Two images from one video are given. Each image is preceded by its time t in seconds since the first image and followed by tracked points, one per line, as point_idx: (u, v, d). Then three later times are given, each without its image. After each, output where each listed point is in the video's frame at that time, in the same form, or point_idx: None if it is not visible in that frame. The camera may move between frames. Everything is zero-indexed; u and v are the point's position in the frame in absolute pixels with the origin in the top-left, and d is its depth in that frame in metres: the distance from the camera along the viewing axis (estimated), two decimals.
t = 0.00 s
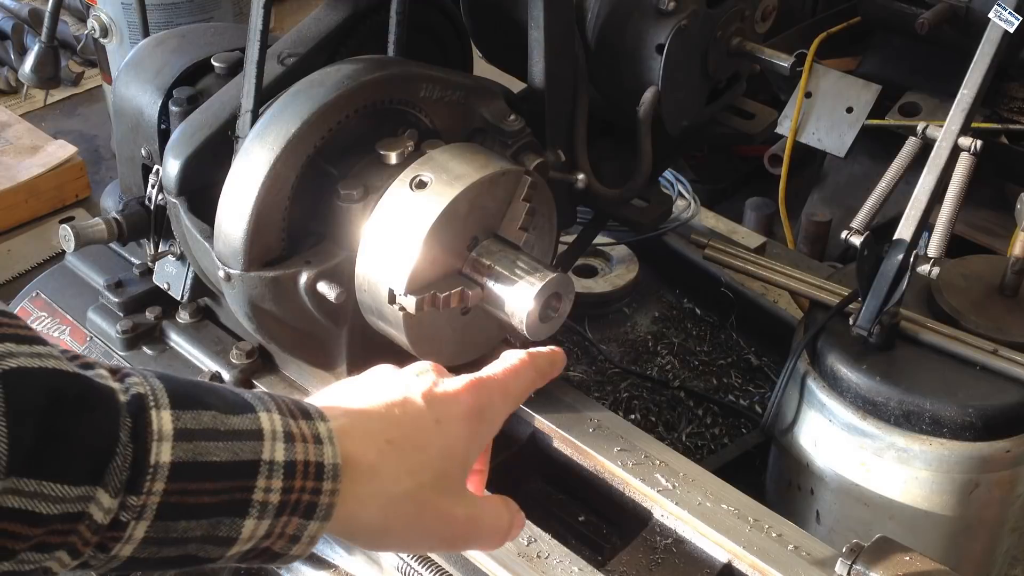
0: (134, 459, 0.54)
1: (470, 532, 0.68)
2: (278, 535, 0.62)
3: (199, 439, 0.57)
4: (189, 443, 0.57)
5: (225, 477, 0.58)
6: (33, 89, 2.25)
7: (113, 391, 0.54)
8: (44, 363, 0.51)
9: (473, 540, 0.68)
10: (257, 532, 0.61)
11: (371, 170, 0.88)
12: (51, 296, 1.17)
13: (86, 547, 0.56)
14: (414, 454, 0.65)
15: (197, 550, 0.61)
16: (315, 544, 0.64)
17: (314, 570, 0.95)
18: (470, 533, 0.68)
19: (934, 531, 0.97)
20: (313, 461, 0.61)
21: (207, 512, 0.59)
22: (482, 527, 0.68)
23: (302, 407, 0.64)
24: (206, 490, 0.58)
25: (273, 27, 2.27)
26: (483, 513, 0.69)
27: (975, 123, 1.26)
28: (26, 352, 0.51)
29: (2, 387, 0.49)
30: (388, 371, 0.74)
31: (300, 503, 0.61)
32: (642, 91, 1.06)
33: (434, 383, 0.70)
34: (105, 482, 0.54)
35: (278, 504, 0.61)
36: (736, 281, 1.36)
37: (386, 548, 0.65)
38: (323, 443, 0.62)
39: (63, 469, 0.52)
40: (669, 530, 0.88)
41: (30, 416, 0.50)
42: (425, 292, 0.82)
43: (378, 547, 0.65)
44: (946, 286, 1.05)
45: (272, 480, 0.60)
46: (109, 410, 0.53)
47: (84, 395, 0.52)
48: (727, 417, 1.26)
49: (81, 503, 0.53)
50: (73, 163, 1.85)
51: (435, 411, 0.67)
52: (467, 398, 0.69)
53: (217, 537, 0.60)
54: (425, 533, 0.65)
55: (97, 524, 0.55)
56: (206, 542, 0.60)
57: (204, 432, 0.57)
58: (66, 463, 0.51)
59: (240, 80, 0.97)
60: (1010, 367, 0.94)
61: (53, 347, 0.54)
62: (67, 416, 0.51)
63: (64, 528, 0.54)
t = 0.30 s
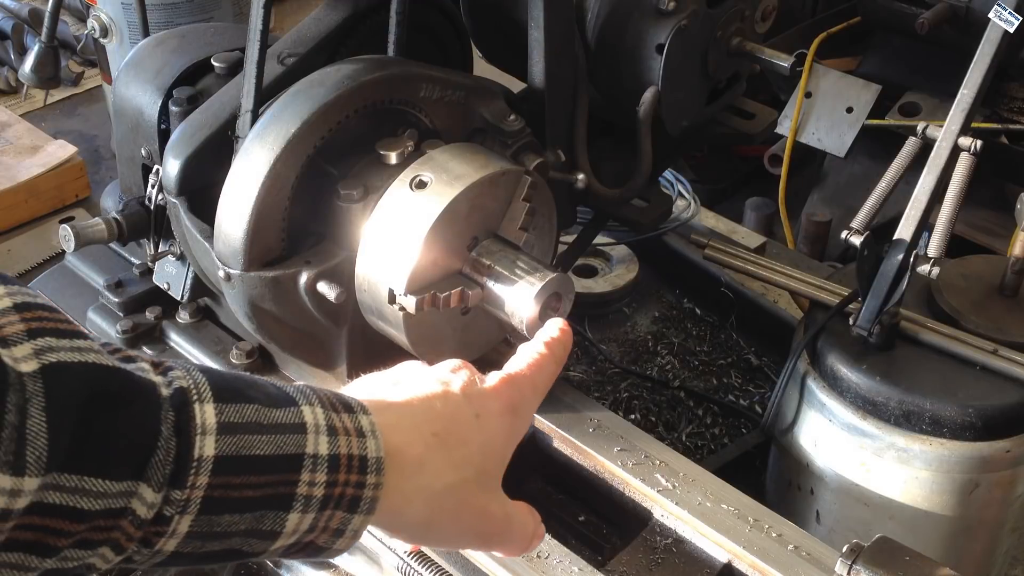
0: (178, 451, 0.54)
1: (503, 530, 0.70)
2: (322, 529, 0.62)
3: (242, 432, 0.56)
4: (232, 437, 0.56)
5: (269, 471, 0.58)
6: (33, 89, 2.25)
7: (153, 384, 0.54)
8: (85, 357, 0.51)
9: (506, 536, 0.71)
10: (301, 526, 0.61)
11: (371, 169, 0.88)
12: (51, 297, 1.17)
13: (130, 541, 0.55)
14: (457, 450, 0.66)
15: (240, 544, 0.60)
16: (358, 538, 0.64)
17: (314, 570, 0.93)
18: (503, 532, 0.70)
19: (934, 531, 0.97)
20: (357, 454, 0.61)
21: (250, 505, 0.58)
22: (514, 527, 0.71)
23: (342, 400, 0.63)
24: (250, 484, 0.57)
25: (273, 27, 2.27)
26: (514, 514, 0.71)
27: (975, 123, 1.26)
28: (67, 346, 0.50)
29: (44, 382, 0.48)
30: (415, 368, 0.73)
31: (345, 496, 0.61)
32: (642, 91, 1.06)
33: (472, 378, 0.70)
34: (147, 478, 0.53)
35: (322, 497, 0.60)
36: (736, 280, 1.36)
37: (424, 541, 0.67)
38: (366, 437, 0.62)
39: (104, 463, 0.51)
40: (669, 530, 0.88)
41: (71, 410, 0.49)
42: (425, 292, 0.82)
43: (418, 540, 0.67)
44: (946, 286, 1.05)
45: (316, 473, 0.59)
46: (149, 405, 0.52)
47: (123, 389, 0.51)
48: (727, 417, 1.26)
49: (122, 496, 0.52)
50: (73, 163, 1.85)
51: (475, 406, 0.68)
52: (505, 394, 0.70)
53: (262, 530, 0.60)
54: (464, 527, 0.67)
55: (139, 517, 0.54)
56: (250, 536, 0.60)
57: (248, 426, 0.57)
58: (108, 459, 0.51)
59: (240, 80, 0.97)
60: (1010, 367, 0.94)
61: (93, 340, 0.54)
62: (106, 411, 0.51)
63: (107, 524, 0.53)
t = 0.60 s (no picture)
0: (191, 445, 0.53)
1: (514, 528, 0.70)
2: (332, 525, 0.62)
3: (254, 427, 0.56)
4: (244, 432, 0.56)
5: (281, 467, 0.57)
6: (33, 89, 2.26)
7: (167, 378, 0.53)
8: (100, 351, 0.50)
9: (518, 534, 0.71)
10: (311, 522, 0.61)
11: (371, 169, 0.88)
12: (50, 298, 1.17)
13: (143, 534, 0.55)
14: (466, 449, 0.67)
15: (250, 539, 0.60)
16: (368, 534, 0.64)
17: (314, 570, 0.93)
18: (514, 529, 0.71)
19: (934, 531, 0.97)
20: (368, 450, 0.61)
21: (262, 500, 0.58)
22: (525, 525, 0.71)
23: (354, 397, 0.63)
24: (262, 480, 0.57)
25: (273, 27, 2.27)
26: (526, 511, 0.71)
27: (975, 123, 1.26)
28: (81, 340, 0.50)
29: (59, 376, 0.48)
30: (425, 367, 0.73)
31: (355, 494, 0.61)
32: (642, 91, 1.06)
33: (481, 380, 0.71)
34: (160, 472, 0.52)
35: (332, 493, 0.60)
36: (736, 281, 1.36)
37: (435, 539, 0.67)
38: (378, 433, 0.62)
39: (118, 458, 0.50)
40: (669, 530, 0.88)
41: (86, 404, 0.48)
42: (424, 292, 0.82)
43: (428, 538, 0.67)
44: (946, 286, 1.05)
45: (327, 469, 0.59)
46: (163, 399, 0.52)
47: (137, 383, 0.51)
48: (727, 417, 1.26)
49: (136, 490, 0.52)
50: (73, 163, 1.85)
51: (484, 407, 0.69)
52: (514, 396, 0.71)
53: (272, 526, 0.60)
54: (474, 526, 0.67)
55: (152, 511, 0.54)
56: (260, 530, 0.60)
57: (260, 421, 0.57)
58: (121, 453, 0.50)
59: (240, 80, 0.97)
60: (1010, 367, 0.94)
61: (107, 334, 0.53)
62: (119, 405, 0.50)
63: (119, 517, 0.53)
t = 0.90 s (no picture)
0: (189, 436, 0.53)
1: (502, 515, 0.71)
2: (328, 512, 0.63)
3: (252, 417, 0.56)
4: (243, 422, 0.56)
5: (279, 455, 0.58)
6: (33, 89, 2.26)
7: (166, 369, 0.53)
8: (98, 342, 0.50)
9: (506, 523, 0.72)
10: (309, 508, 0.61)
11: (371, 169, 0.88)
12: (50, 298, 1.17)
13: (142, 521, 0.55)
14: (461, 437, 0.67)
15: (249, 526, 0.60)
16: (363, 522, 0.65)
17: (314, 570, 0.93)
18: (502, 517, 0.72)
19: (934, 531, 0.97)
20: (364, 438, 0.61)
21: (259, 487, 0.58)
22: (513, 511, 0.72)
23: (350, 385, 0.63)
24: (259, 468, 0.57)
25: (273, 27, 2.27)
26: (515, 499, 0.73)
27: (975, 123, 1.26)
28: (80, 331, 0.49)
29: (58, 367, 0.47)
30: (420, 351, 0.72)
31: (351, 481, 0.61)
32: (642, 91, 1.06)
33: (473, 368, 0.70)
34: (158, 461, 0.52)
35: (329, 481, 0.61)
36: (736, 280, 1.36)
37: (424, 524, 0.68)
38: (373, 422, 0.62)
39: (117, 447, 0.50)
40: (669, 530, 0.88)
41: (85, 395, 0.48)
42: (424, 292, 0.82)
43: (420, 524, 0.68)
44: (946, 286, 1.05)
45: (324, 458, 0.60)
46: (161, 390, 0.52)
47: (135, 373, 0.51)
48: (727, 417, 1.26)
49: (135, 479, 0.52)
50: (73, 163, 1.85)
51: (480, 395, 0.69)
52: (508, 386, 0.71)
53: (270, 512, 0.60)
54: (464, 513, 0.68)
55: (150, 500, 0.54)
56: (258, 517, 0.60)
57: (259, 410, 0.56)
58: (120, 443, 0.50)
59: (240, 80, 0.97)
60: (1010, 367, 0.94)
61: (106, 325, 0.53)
62: (118, 395, 0.50)
63: (119, 505, 0.53)
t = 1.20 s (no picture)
0: (209, 415, 0.53)
1: (523, 494, 0.72)
2: (354, 490, 0.62)
3: (273, 394, 0.56)
4: (262, 400, 0.55)
5: (300, 433, 0.57)
6: (33, 89, 2.26)
7: (181, 348, 0.53)
8: (111, 322, 0.50)
9: (527, 503, 0.73)
10: (333, 487, 0.61)
11: (371, 170, 0.88)
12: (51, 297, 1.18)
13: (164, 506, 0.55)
14: (485, 419, 0.67)
15: (274, 506, 0.60)
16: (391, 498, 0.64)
17: (314, 570, 0.93)
18: (524, 496, 0.72)
19: (934, 531, 0.97)
20: (386, 415, 0.61)
21: (281, 467, 0.58)
22: (534, 490, 0.73)
23: (370, 363, 0.63)
24: (281, 447, 0.57)
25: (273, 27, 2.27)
26: (533, 479, 0.73)
27: (975, 123, 1.27)
28: (91, 312, 0.50)
29: (70, 347, 0.47)
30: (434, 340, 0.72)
31: (376, 458, 0.61)
32: (642, 91, 1.06)
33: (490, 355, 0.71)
34: (178, 441, 0.52)
35: (353, 458, 0.60)
36: (736, 280, 1.36)
37: (450, 506, 0.68)
38: (395, 398, 0.62)
39: (136, 428, 0.50)
40: (669, 530, 0.88)
41: (99, 374, 0.48)
42: (424, 292, 0.82)
43: (444, 506, 0.68)
44: (946, 286, 1.05)
45: (347, 435, 0.59)
46: (177, 369, 0.52)
47: (151, 354, 0.51)
48: (727, 417, 1.26)
49: (157, 460, 0.52)
50: (73, 163, 1.85)
51: (499, 379, 0.69)
52: (525, 372, 0.71)
53: (295, 492, 0.60)
54: (488, 494, 0.69)
55: (171, 483, 0.54)
56: (283, 497, 0.60)
57: (278, 387, 0.56)
58: (137, 423, 0.50)
59: (240, 80, 0.97)
60: (1010, 367, 0.94)
61: (118, 306, 0.53)
62: (134, 375, 0.50)
63: (141, 489, 0.53)
